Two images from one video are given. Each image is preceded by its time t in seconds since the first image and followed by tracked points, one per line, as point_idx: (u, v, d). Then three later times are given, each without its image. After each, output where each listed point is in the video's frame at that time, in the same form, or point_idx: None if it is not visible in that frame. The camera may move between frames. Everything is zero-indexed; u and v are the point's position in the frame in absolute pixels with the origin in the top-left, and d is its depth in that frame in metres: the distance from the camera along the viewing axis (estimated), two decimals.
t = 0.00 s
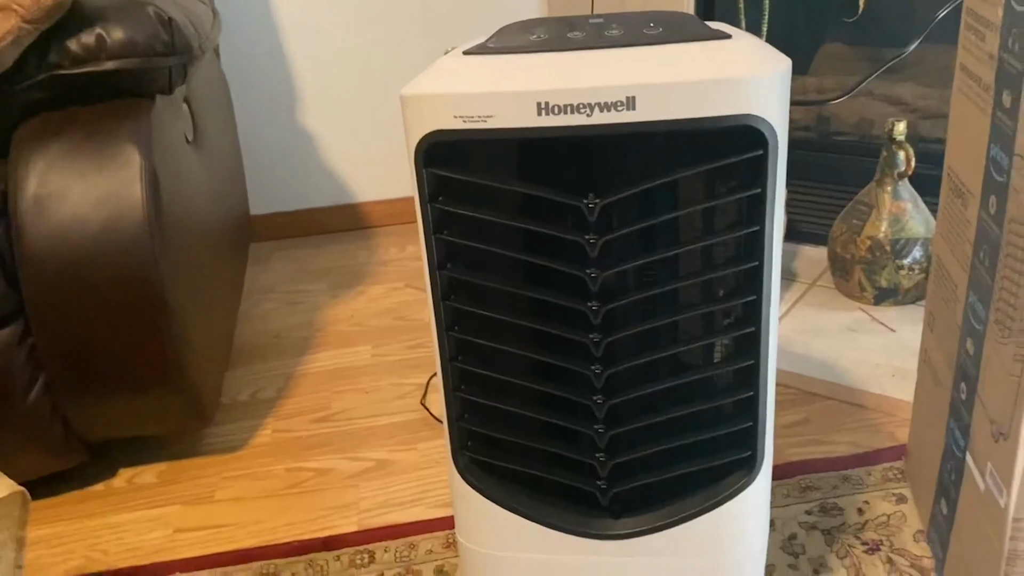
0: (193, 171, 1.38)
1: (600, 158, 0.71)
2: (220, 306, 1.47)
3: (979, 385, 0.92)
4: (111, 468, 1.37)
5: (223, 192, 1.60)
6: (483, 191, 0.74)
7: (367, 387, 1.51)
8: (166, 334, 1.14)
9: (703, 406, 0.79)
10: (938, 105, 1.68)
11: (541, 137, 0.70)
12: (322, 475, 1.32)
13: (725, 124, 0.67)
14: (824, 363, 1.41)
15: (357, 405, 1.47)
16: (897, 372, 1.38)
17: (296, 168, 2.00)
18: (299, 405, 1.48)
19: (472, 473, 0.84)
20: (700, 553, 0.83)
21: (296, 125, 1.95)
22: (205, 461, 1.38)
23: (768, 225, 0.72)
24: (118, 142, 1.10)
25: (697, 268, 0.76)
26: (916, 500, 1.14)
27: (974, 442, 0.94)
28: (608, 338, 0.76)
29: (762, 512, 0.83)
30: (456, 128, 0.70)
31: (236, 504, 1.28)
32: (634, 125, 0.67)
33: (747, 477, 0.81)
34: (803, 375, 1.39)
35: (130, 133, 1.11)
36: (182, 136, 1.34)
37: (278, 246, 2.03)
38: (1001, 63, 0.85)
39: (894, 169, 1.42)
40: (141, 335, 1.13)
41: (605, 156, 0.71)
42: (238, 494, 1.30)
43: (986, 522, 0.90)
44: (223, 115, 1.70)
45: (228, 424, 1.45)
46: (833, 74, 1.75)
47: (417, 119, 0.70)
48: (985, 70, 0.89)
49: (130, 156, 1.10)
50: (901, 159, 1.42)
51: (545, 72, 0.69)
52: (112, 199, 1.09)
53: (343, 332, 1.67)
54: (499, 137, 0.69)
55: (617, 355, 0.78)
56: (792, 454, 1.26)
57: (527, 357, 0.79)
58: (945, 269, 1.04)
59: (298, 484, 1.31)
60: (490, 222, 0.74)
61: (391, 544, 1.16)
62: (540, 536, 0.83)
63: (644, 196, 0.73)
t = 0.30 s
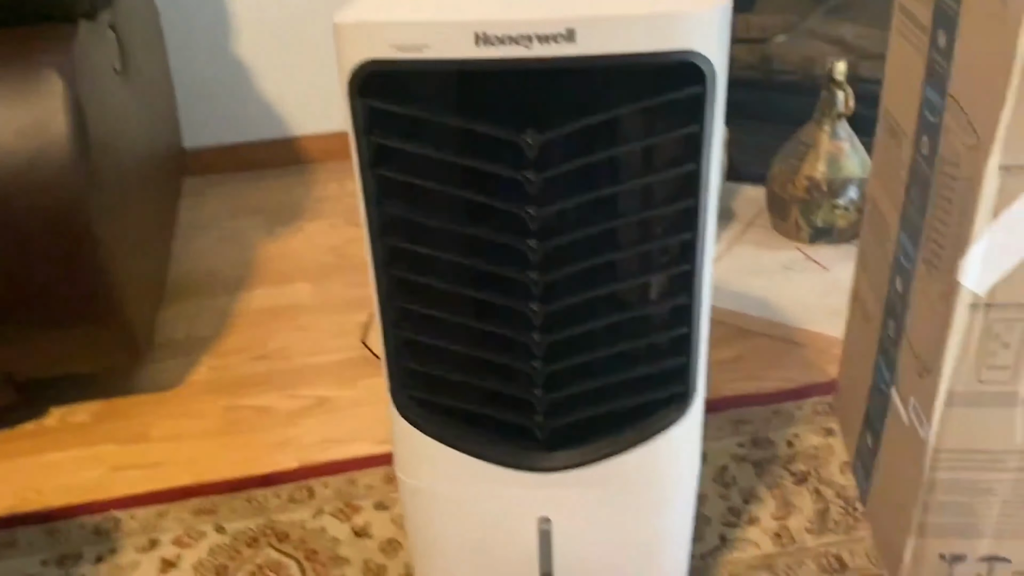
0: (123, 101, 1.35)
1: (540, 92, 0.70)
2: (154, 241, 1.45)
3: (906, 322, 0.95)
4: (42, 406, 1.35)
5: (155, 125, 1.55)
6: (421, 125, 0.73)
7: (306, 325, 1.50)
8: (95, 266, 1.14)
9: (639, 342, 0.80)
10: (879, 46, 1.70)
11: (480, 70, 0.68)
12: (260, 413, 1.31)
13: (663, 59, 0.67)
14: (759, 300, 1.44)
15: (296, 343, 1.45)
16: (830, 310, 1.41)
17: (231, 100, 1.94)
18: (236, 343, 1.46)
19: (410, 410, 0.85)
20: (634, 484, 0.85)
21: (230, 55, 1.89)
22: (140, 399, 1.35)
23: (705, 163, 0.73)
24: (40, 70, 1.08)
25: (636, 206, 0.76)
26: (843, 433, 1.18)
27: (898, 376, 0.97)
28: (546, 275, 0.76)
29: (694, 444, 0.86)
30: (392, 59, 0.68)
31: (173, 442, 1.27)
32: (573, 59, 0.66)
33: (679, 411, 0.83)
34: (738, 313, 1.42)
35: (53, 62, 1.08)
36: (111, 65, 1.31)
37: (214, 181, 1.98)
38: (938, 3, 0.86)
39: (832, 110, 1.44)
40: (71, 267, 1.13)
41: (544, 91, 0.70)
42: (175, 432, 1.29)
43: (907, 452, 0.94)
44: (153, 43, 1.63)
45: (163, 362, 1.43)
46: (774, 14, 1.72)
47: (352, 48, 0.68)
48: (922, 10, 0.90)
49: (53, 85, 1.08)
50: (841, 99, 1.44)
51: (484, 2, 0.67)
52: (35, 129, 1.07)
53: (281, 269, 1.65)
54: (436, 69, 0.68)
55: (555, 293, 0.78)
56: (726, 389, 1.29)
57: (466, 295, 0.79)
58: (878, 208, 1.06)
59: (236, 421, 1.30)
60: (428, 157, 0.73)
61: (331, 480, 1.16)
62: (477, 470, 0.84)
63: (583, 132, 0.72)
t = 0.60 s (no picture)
0: (88, 65, 1.34)
1: (505, 60, 0.69)
2: (119, 207, 1.43)
3: (871, 294, 0.95)
4: (3, 374, 1.33)
5: (119, 90, 1.52)
6: (384, 92, 0.71)
7: (273, 294, 1.48)
8: (53, 229, 1.14)
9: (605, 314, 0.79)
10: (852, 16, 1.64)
11: (444, 35, 0.67)
12: (227, 382, 1.30)
13: (630, 27, 0.65)
14: (729, 272, 1.45)
15: (264, 312, 1.44)
16: (798, 282, 1.42)
17: (198, 64, 1.90)
18: (203, 312, 1.45)
19: (374, 380, 0.84)
20: (599, 455, 0.85)
21: (196, 19, 1.85)
22: (104, 368, 1.34)
23: (672, 134, 0.72)
24: None
25: (603, 177, 0.75)
26: (809, 404, 1.19)
27: (863, 348, 0.98)
28: (512, 246, 0.75)
29: (659, 416, 0.86)
30: (352, 23, 0.66)
31: (137, 412, 1.26)
32: (538, 25, 0.65)
33: (644, 382, 0.82)
34: (707, 284, 1.42)
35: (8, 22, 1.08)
36: (74, 27, 1.30)
37: (180, 146, 1.94)
38: None
39: (806, 82, 1.42)
40: (30, 231, 1.14)
41: (509, 58, 0.69)
42: (139, 402, 1.27)
43: (870, 424, 0.95)
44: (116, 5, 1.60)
45: (128, 331, 1.41)
46: None
47: (312, 12, 0.67)
48: None
49: (10, 48, 1.08)
50: (813, 72, 1.43)
51: None
52: None
53: (249, 237, 1.63)
54: (398, 34, 0.66)
55: (521, 263, 0.78)
56: (694, 360, 1.29)
57: (431, 265, 0.78)
58: (846, 180, 1.06)
59: (201, 391, 1.29)
60: (391, 124, 0.72)
61: (299, 450, 1.16)
62: (441, 441, 0.84)
63: (550, 101, 0.71)
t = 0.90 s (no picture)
0: (72, 57, 1.33)
1: (488, 54, 0.69)
2: (104, 200, 1.43)
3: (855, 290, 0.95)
4: None
5: (104, 82, 1.51)
6: (366, 86, 0.71)
7: (260, 287, 1.48)
8: (35, 223, 1.14)
9: (588, 309, 0.79)
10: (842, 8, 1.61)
11: (425, 29, 0.66)
12: (213, 376, 1.29)
13: (611, 22, 0.65)
14: (716, 266, 1.45)
15: (250, 305, 1.43)
16: (785, 276, 1.42)
17: (186, 56, 1.89)
18: (189, 305, 1.44)
19: (357, 375, 0.84)
20: (583, 450, 0.85)
21: (182, 11, 1.84)
22: (90, 361, 1.33)
23: (655, 129, 0.71)
24: None
25: (587, 172, 0.75)
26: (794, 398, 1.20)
27: (847, 344, 0.98)
28: (495, 242, 0.74)
29: (643, 411, 0.86)
30: (333, 16, 0.66)
31: (122, 406, 1.25)
32: (520, 20, 0.65)
33: (628, 377, 0.82)
34: (694, 278, 1.42)
35: None
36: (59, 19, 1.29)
37: (168, 138, 1.93)
38: None
39: (793, 76, 1.43)
40: (13, 226, 1.13)
41: (491, 53, 0.69)
42: (125, 395, 1.27)
43: (854, 418, 0.95)
44: None
45: (114, 324, 1.41)
46: None
47: (292, 4, 0.66)
48: None
49: None
50: (801, 66, 1.43)
51: None
52: None
53: (236, 230, 1.62)
54: (380, 28, 0.66)
55: (504, 259, 0.77)
56: (680, 354, 1.30)
57: (414, 260, 0.78)
58: (832, 175, 1.06)
59: (187, 385, 1.28)
60: (374, 118, 0.72)
61: (284, 445, 1.16)
62: (425, 436, 0.84)
63: (533, 96, 0.71)
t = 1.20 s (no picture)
0: (65, 56, 1.32)
1: (481, 52, 0.69)
2: (98, 200, 1.42)
3: (849, 288, 0.96)
4: None
5: (97, 80, 1.51)
6: (359, 85, 0.71)
7: (254, 286, 1.47)
8: (28, 223, 1.13)
9: (582, 308, 0.79)
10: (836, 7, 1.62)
11: (418, 27, 0.66)
12: (207, 375, 1.29)
13: (605, 20, 0.65)
14: (710, 264, 1.45)
15: (245, 304, 1.43)
16: (779, 274, 1.43)
17: (179, 54, 1.89)
18: (183, 304, 1.44)
19: (351, 375, 0.84)
20: (578, 449, 0.85)
21: (175, 9, 1.83)
22: (84, 361, 1.33)
23: (649, 128, 0.71)
24: None
25: (581, 171, 0.75)
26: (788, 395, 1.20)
27: (841, 341, 0.98)
28: (489, 241, 0.74)
29: (638, 409, 0.86)
30: (325, 14, 0.66)
31: (115, 405, 1.25)
32: (514, 18, 0.65)
33: (622, 376, 0.82)
34: (688, 276, 1.42)
35: None
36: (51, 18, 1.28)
37: (162, 137, 1.93)
38: None
39: (787, 74, 1.43)
40: (6, 225, 1.12)
41: (485, 52, 0.69)
42: (119, 395, 1.27)
43: (848, 416, 0.96)
44: None
45: (108, 323, 1.40)
46: None
47: (285, 3, 0.66)
48: None
49: None
50: (795, 64, 1.43)
51: None
52: None
53: (229, 229, 1.62)
54: (373, 26, 0.66)
55: (498, 258, 0.77)
56: (675, 352, 1.30)
57: (408, 259, 0.78)
58: (825, 173, 1.06)
59: (180, 384, 1.28)
60: (367, 117, 0.72)
61: (279, 444, 1.15)
62: (419, 435, 0.84)
63: (527, 95, 0.71)
